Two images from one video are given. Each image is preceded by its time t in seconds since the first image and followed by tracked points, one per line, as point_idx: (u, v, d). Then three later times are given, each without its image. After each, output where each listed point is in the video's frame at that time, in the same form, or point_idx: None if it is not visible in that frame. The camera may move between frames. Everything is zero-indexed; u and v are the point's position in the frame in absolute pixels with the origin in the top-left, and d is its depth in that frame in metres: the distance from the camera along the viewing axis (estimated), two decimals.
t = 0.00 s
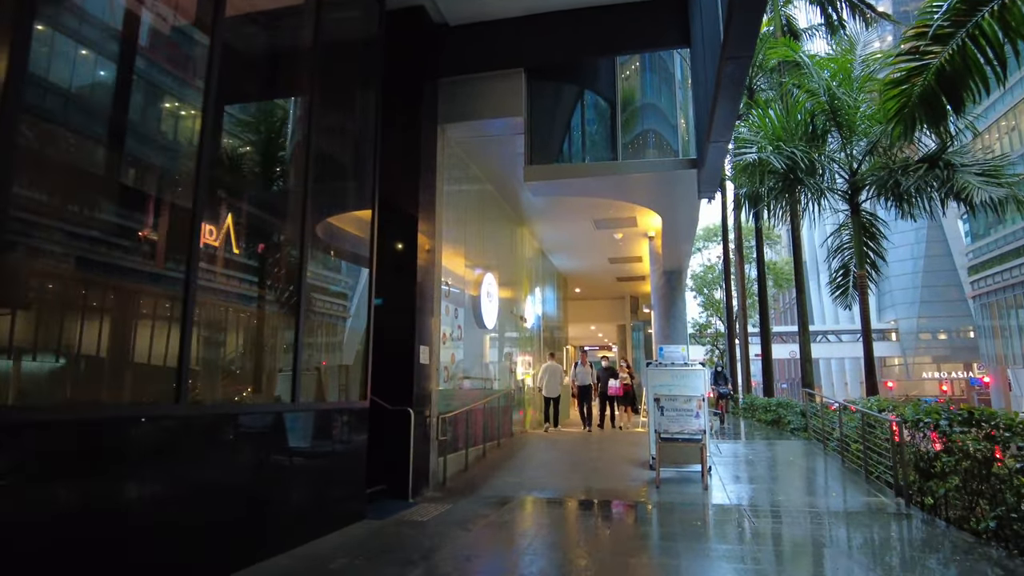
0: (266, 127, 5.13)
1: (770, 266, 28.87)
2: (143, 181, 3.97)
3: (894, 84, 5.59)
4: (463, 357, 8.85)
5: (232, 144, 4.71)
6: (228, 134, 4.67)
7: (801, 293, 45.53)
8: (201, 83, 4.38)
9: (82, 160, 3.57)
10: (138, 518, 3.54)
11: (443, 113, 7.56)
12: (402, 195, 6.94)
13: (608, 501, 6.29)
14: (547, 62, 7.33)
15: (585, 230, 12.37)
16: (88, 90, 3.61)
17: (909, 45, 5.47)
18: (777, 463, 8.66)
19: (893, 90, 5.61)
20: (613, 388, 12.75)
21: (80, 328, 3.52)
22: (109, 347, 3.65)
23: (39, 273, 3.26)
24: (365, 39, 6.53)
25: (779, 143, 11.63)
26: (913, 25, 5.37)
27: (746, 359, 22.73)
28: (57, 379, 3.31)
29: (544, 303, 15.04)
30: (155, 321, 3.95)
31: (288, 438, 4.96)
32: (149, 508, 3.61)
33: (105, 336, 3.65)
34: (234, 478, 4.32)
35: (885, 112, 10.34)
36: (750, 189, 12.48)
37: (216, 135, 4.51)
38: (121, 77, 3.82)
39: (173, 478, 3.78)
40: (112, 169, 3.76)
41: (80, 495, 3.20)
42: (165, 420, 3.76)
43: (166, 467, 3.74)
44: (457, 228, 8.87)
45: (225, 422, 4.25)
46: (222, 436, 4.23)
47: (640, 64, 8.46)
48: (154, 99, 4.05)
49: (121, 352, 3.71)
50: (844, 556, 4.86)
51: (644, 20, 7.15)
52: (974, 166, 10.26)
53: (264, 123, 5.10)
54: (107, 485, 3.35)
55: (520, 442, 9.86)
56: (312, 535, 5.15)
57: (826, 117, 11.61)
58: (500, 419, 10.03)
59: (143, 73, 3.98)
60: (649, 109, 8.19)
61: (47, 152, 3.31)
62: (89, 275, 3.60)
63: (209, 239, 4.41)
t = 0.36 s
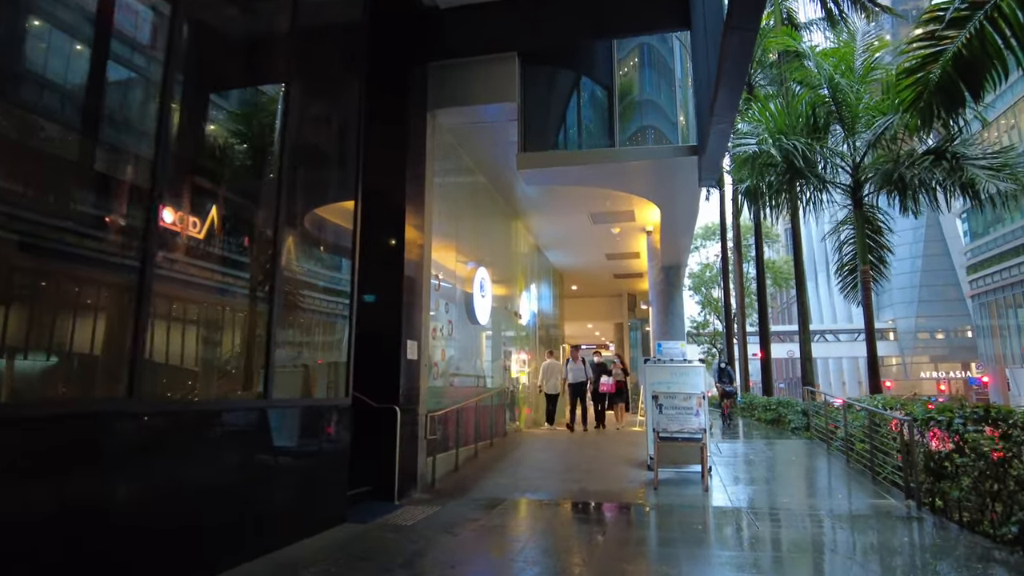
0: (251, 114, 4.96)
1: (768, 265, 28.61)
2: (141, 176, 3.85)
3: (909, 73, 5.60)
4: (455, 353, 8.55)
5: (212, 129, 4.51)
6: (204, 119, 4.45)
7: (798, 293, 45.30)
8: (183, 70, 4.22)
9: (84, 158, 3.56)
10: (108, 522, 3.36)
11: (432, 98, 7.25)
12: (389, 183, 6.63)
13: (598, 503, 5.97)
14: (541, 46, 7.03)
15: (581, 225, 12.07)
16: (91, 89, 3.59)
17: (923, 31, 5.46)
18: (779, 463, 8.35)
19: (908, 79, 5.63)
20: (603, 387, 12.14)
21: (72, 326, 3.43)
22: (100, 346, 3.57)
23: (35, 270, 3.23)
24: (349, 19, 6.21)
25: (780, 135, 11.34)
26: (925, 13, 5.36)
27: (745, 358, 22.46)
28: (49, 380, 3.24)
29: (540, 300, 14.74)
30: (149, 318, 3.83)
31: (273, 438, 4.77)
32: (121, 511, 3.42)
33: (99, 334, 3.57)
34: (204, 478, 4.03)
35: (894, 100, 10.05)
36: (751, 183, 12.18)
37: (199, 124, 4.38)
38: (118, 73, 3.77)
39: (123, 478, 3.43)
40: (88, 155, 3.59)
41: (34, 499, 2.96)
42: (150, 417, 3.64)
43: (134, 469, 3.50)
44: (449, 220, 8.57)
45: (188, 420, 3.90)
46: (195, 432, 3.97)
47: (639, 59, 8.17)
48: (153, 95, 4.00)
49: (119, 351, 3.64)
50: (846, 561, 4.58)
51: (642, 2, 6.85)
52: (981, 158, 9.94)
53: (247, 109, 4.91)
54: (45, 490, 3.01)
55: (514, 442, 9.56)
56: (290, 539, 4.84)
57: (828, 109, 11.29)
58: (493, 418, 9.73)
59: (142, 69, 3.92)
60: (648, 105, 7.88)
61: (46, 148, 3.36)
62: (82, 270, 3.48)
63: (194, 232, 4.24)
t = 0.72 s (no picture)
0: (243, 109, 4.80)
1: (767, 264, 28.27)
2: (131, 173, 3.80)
3: (924, 62, 5.57)
4: (445, 353, 8.21)
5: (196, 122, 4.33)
6: (178, 106, 4.20)
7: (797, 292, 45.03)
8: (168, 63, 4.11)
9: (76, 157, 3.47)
10: (55, 537, 3.10)
11: (420, 86, 6.92)
12: (373, 175, 6.30)
13: (596, 512, 5.68)
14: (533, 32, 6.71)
15: (578, 222, 11.74)
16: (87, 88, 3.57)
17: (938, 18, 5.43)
18: (784, 468, 8.02)
19: (923, 68, 5.60)
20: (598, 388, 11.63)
21: (58, 326, 3.30)
22: (86, 343, 3.42)
23: (27, 269, 3.17)
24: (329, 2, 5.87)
25: (782, 129, 11.03)
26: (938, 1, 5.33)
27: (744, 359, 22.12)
28: (43, 378, 3.19)
29: (536, 299, 14.40)
30: (134, 316, 3.75)
31: (256, 442, 4.55)
32: (115, 512, 3.42)
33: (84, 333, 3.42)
34: (164, 492, 3.73)
35: (903, 92, 9.76)
36: (753, 179, 11.88)
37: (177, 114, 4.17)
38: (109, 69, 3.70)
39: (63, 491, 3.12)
40: (58, 144, 3.38)
41: (11, 503, 2.90)
42: (109, 424, 3.42)
43: (75, 479, 3.21)
44: (439, 214, 8.23)
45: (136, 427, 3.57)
46: (153, 440, 3.68)
47: (638, 56, 7.80)
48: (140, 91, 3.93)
49: (101, 346, 3.52)
50: None
51: None
52: (992, 153, 9.46)
53: (237, 103, 4.75)
54: None
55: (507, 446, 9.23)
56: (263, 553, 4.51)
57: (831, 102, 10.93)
58: (486, 421, 9.40)
59: (131, 66, 3.85)
60: (647, 103, 7.45)
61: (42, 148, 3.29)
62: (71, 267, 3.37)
63: (177, 229, 4.09)
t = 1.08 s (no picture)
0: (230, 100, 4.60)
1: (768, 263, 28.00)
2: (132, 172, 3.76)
3: (940, 40, 5.35)
4: (439, 351, 7.90)
5: (175, 110, 4.12)
6: (148, 86, 3.94)
7: (797, 293, 44.77)
8: (151, 51, 3.95)
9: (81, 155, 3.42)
10: (13, 547, 2.83)
11: (410, 70, 6.62)
12: (361, 163, 5.99)
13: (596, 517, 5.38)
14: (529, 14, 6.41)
15: (576, 217, 11.45)
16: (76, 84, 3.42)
17: None
18: (791, 471, 7.72)
19: (938, 47, 5.38)
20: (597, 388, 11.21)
21: (53, 324, 3.21)
22: (81, 345, 3.35)
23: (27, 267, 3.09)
24: None
25: (787, 122, 10.67)
26: None
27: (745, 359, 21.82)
28: (34, 376, 3.06)
29: (534, 298, 14.11)
30: (133, 317, 3.68)
31: (243, 443, 4.33)
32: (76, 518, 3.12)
33: (81, 332, 3.36)
34: (131, 500, 3.41)
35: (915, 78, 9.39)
36: (755, 174, 11.55)
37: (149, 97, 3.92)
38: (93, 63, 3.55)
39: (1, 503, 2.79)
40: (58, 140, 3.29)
41: None
42: (65, 428, 3.10)
43: (18, 494, 2.86)
44: (432, 207, 7.93)
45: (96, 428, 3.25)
46: (114, 447, 3.36)
47: (640, 52, 7.43)
48: (131, 88, 3.81)
49: (101, 347, 3.46)
50: None
51: None
52: (1007, 144, 9.10)
53: (225, 90, 4.54)
54: None
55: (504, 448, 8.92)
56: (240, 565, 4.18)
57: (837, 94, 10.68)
58: (482, 421, 9.09)
59: (120, 61, 3.74)
60: (648, 93, 7.15)
61: (50, 145, 3.22)
62: (66, 265, 3.29)
63: (156, 222, 3.90)
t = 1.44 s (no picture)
0: (220, 96, 4.47)
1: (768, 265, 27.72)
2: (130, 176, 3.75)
3: (956, 21, 5.12)
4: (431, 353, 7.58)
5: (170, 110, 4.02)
6: (125, 77, 3.75)
7: (797, 295, 44.49)
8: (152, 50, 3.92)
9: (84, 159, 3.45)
10: None
11: (399, 58, 6.32)
12: (348, 155, 5.69)
13: (593, 529, 5.07)
14: None
15: (575, 215, 11.15)
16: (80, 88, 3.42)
17: None
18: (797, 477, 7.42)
19: (954, 27, 5.16)
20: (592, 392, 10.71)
21: (49, 326, 3.20)
22: (75, 346, 3.32)
23: (28, 271, 3.09)
24: None
25: (791, 117, 10.48)
26: None
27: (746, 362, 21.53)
28: (30, 378, 3.06)
29: (531, 299, 13.82)
30: (130, 319, 3.65)
31: (225, 448, 4.08)
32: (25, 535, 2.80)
33: (78, 334, 3.35)
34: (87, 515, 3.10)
35: (925, 70, 9.09)
36: (758, 172, 11.28)
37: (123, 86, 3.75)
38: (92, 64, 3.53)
39: None
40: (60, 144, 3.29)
41: None
42: (34, 434, 2.87)
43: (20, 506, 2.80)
44: (424, 202, 7.62)
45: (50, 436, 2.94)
46: (67, 461, 3.03)
47: (640, 51, 6.95)
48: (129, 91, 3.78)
49: (97, 351, 3.45)
50: None
51: None
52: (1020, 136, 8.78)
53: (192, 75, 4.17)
54: None
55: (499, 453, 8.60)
56: None
57: (842, 88, 10.39)
58: (476, 425, 8.78)
59: (121, 63, 3.73)
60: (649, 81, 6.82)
61: (53, 150, 3.25)
62: (68, 269, 3.29)
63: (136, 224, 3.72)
